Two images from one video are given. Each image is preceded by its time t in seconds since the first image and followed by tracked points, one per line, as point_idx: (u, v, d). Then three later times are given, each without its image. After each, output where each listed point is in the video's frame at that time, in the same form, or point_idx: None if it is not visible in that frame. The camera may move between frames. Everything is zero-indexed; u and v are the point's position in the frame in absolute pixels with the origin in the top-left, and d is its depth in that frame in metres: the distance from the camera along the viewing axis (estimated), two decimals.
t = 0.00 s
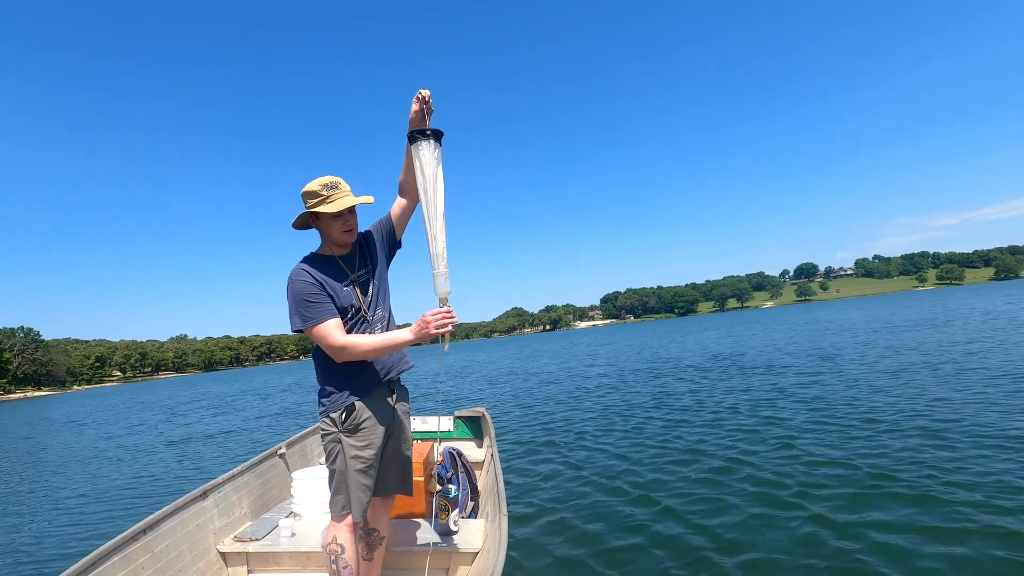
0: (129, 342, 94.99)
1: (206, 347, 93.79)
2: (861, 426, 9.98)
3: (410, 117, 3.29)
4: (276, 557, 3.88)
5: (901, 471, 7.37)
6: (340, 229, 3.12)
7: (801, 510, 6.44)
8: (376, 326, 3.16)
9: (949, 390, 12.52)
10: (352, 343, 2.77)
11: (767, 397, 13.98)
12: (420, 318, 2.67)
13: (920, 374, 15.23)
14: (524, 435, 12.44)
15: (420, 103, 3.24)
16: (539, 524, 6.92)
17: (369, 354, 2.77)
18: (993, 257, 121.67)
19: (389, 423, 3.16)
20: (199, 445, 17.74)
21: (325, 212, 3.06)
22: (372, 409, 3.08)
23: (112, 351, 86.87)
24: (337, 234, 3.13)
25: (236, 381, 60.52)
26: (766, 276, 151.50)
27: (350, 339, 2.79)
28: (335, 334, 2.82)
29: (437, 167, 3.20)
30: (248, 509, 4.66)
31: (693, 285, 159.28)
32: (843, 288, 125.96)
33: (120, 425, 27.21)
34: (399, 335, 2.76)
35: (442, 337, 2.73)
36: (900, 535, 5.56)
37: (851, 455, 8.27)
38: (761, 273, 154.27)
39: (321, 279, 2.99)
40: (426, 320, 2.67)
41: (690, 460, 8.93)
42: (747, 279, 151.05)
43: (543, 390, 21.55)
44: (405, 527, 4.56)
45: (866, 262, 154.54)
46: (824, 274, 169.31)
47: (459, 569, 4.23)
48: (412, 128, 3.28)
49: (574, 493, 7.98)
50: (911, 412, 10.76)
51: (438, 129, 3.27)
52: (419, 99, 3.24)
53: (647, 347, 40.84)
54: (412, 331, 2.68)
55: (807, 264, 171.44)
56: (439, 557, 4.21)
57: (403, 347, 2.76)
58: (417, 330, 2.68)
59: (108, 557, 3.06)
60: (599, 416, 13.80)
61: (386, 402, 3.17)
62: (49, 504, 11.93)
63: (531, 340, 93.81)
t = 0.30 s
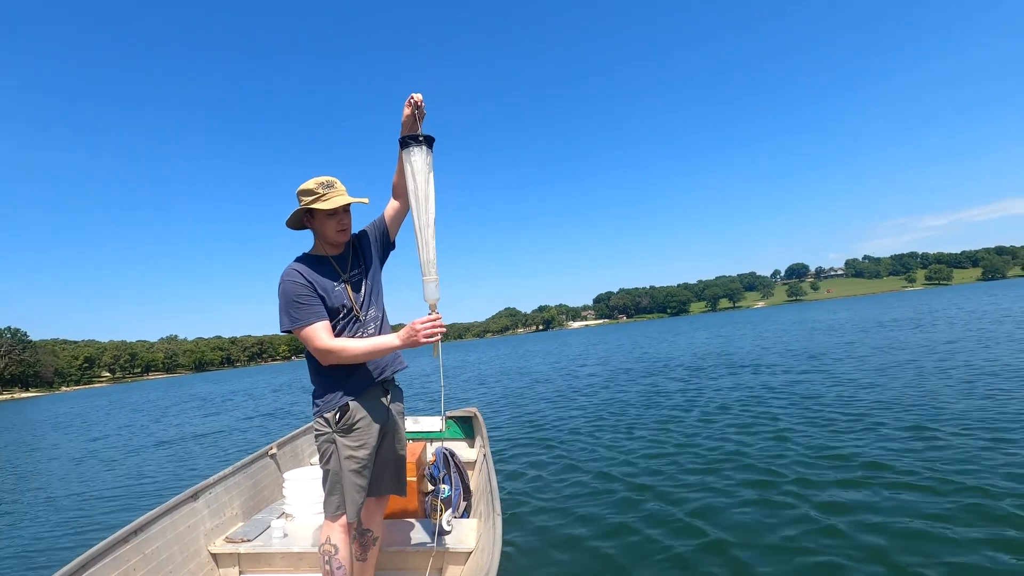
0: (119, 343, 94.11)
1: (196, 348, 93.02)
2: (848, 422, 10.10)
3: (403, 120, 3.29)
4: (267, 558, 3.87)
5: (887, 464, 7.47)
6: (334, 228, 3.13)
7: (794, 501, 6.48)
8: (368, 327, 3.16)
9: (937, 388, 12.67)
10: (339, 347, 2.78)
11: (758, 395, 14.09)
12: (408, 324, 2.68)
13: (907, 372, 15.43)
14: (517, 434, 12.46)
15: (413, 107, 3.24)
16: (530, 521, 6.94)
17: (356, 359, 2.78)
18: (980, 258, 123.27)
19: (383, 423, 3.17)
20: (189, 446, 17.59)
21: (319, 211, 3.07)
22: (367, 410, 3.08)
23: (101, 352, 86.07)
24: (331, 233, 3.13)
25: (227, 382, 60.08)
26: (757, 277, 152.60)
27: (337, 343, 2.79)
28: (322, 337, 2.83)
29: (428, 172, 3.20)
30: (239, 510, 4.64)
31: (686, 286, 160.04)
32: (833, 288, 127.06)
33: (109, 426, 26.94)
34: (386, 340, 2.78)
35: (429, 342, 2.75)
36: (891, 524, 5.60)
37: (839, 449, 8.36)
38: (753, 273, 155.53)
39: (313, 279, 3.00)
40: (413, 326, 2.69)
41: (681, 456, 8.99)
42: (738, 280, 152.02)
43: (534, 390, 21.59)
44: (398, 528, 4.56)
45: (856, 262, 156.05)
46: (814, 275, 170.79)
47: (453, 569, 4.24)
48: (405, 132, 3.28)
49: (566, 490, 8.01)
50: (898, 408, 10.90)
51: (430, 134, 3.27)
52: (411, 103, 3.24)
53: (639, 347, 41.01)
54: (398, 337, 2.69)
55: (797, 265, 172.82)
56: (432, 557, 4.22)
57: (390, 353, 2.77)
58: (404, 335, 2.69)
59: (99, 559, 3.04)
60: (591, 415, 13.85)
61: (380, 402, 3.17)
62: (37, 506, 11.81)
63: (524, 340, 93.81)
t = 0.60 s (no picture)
0: (112, 343, 93.46)
1: (190, 348, 92.45)
2: (840, 420, 10.17)
3: (399, 120, 3.29)
4: (263, 559, 3.85)
5: (879, 462, 7.54)
6: (331, 225, 3.12)
7: (790, 501, 6.50)
8: (364, 325, 3.15)
9: (929, 386, 12.77)
10: (330, 346, 2.78)
11: (752, 394, 14.17)
12: (400, 323, 2.68)
13: (899, 370, 15.54)
14: (512, 433, 12.49)
15: (409, 107, 3.23)
16: (524, 519, 6.96)
17: (347, 358, 2.78)
18: (972, 257, 124.26)
19: (379, 422, 3.16)
20: (183, 446, 17.50)
21: (318, 206, 3.07)
22: (363, 408, 3.08)
23: (93, 352, 85.35)
24: (329, 229, 3.13)
25: (221, 382, 59.73)
26: (751, 277, 153.26)
27: (329, 342, 2.79)
28: (315, 337, 2.83)
29: (422, 173, 3.20)
30: (234, 511, 4.63)
31: (681, 285, 160.39)
32: (826, 287, 127.75)
33: (101, 427, 26.74)
34: (377, 340, 2.77)
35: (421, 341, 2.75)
36: (887, 525, 5.61)
37: (831, 448, 8.41)
38: (747, 273, 156.19)
39: (308, 277, 2.99)
40: (405, 325, 2.68)
41: (675, 455, 9.03)
42: (733, 279, 152.54)
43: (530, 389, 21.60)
44: (394, 526, 4.57)
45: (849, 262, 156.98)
46: (808, 274, 171.70)
47: (449, 567, 4.26)
48: (400, 132, 3.27)
49: (560, 488, 8.04)
50: (889, 407, 11.00)
51: (425, 134, 3.26)
52: (407, 103, 3.23)
53: (634, 346, 41.11)
54: (390, 337, 2.69)
55: (791, 265, 173.70)
56: (428, 555, 4.24)
57: (382, 350, 2.78)
58: (396, 334, 2.69)
59: (95, 561, 3.02)
60: (586, 413, 13.89)
61: (377, 401, 3.17)
62: (30, 507, 11.73)
63: (519, 340, 93.74)
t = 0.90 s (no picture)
0: (105, 342, 92.79)
1: (184, 347, 91.98)
2: (834, 418, 10.24)
3: (393, 121, 3.30)
4: (260, 557, 3.85)
5: (871, 459, 7.59)
6: (324, 220, 3.15)
7: (786, 499, 6.52)
8: (360, 324, 3.15)
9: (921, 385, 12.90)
10: (326, 344, 2.77)
11: (746, 393, 14.24)
12: (396, 323, 2.68)
13: (892, 370, 15.62)
14: (507, 432, 12.50)
15: (403, 107, 3.24)
16: (519, 517, 6.98)
17: (343, 356, 2.78)
18: (964, 259, 125.18)
19: (376, 421, 3.16)
20: (177, 446, 17.42)
21: (310, 202, 3.12)
22: (361, 407, 3.08)
23: (86, 351, 84.79)
24: (320, 226, 3.16)
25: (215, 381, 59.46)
26: (746, 277, 153.76)
27: (325, 340, 2.79)
28: (310, 335, 2.83)
29: (416, 172, 3.20)
30: (231, 510, 4.62)
31: (676, 286, 160.70)
32: (820, 288, 128.31)
33: (94, 426, 26.58)
34: (373, 339, 2.77)
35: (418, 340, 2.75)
36: (883, 522, 5.64)
37: (825, 446, 8.46)
38: (742, 274, 156.74)
39: (304, 274, 2.99)
40: (403, 324, 2.69)
41: (670, 453, 9.06)
42: (728, 280, 152.99)
43: (525, 388, 21.60)
44: (390, 525, 4.57)
45: (843, 263, 157.77)
46: (802, 275, 172.49)
47: (446, 566, 4.25)
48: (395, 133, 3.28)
49: (555, 487, 8.05)
50: (881, 405, 11.07)
51: (419, 134, 3.27)
52: (401, 103, 3.24)
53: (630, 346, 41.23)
54: (389, 336, 2.70)
55: (785, 266, 174.42)
56: (425, 555, 4.23)
57: (379, 350, 2.79)
58: (393, 333, 2.70)
59: (92, 558, 3.02)
60: (581, 412, 13.92)
61: (375, 401, 3.17)
62: (23, 506, 11.63)
63: (514, 340, 93.68)
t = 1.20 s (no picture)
0: (100, 340, 92.36)
1: (180, 346, 91.58)
2: (831, 420, 10.27)
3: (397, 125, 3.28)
4: (259, 558, 3.81)
5: (870, 462, 7.60)
6: (320, 219, 3.15)
7: (786, 502, 6.51)
8: (357, 324, 3.11)
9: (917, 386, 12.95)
10: (321, 343, 2.75)
11: (743, 393, 14.27)
12: (393, 325, 2.66)
13: (888, 371, 15.68)
14: (504, 431, 12.48)
15: (407, 112, 3.22)
16: (518, 518, 6.97)
17: (338, 356, 2.75)
18: (959, 260, 125.82)
19: (375, 420, 3.14)
20: (172, 445, 17.32)
21: (307, 201, 3.12)
22: (360, 405, 3.06)
23: (81, 349, 84.35)
24: (317, 225, 3.15)
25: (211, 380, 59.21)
26: (742, 277, 154.10)
27: (320, 339, 2.77)
28: (305, 333, 2.81)
29: (417, 178, 3.18)
30: (228, 511, 4.58)
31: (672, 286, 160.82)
32: (817, 288, 128.68)
33: (88, 425, 26.40)
34: (369, 341, 2.74)
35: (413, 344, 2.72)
36: (883, 526, 5.64)
37: (823, 448, 8.47)
38: (739, 274, 156.99)
39: (301, 272, 2.97)
40: (398, 328, 2.66)
41: (668, 455, 9.05)
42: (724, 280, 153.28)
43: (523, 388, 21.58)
44: (388, 524, 4.54)
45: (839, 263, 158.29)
46: (799, 276, 173.04)
47: (444, 564, 4.22)
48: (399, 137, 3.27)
49: (553, 488, 8.04)
50: (878, 406, 11.11)
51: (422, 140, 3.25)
52: (405, 108, 3.22)
53: (626, 345, 41.22)
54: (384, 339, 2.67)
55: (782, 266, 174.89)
56: (424, 552, 4.20)
57: (373, 352, 2.76)
58: (389, 336, 2.68)
59: (90, 560, 2.99)
60: (578, 412, 13.91)
61: (374, 399, 3.15)
62: (16, 506, 11.54)
63: (511, 339, 93.61)
